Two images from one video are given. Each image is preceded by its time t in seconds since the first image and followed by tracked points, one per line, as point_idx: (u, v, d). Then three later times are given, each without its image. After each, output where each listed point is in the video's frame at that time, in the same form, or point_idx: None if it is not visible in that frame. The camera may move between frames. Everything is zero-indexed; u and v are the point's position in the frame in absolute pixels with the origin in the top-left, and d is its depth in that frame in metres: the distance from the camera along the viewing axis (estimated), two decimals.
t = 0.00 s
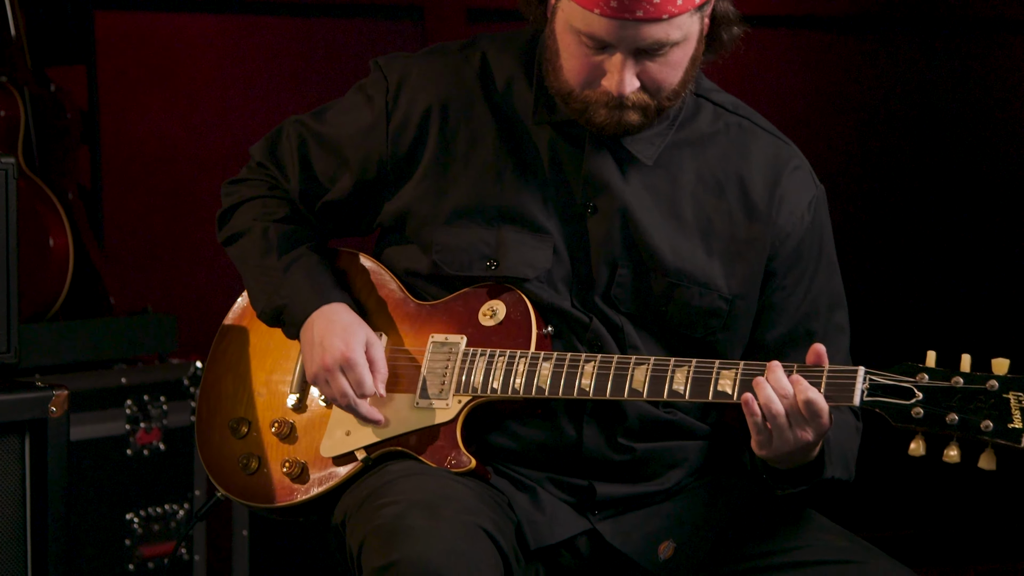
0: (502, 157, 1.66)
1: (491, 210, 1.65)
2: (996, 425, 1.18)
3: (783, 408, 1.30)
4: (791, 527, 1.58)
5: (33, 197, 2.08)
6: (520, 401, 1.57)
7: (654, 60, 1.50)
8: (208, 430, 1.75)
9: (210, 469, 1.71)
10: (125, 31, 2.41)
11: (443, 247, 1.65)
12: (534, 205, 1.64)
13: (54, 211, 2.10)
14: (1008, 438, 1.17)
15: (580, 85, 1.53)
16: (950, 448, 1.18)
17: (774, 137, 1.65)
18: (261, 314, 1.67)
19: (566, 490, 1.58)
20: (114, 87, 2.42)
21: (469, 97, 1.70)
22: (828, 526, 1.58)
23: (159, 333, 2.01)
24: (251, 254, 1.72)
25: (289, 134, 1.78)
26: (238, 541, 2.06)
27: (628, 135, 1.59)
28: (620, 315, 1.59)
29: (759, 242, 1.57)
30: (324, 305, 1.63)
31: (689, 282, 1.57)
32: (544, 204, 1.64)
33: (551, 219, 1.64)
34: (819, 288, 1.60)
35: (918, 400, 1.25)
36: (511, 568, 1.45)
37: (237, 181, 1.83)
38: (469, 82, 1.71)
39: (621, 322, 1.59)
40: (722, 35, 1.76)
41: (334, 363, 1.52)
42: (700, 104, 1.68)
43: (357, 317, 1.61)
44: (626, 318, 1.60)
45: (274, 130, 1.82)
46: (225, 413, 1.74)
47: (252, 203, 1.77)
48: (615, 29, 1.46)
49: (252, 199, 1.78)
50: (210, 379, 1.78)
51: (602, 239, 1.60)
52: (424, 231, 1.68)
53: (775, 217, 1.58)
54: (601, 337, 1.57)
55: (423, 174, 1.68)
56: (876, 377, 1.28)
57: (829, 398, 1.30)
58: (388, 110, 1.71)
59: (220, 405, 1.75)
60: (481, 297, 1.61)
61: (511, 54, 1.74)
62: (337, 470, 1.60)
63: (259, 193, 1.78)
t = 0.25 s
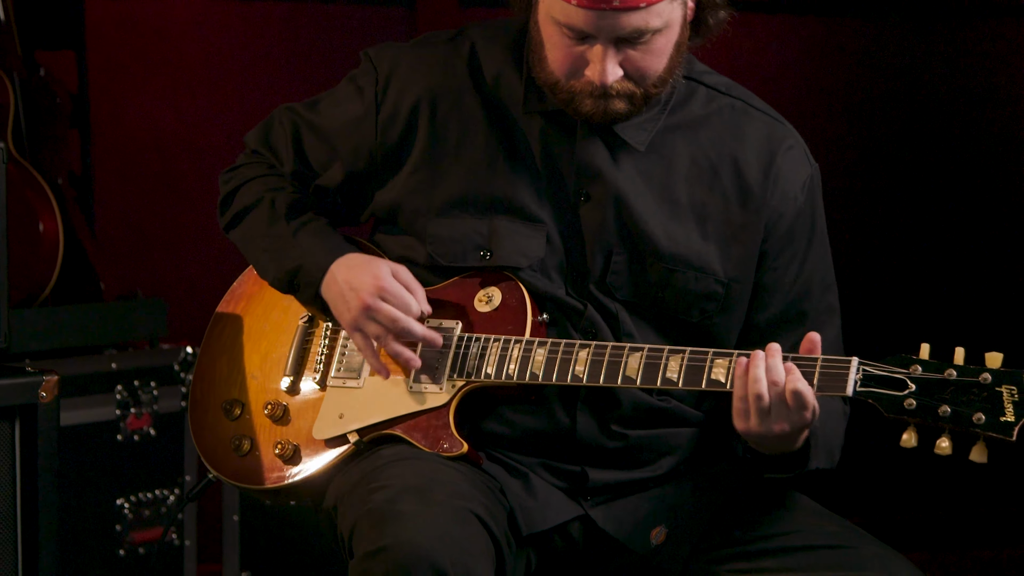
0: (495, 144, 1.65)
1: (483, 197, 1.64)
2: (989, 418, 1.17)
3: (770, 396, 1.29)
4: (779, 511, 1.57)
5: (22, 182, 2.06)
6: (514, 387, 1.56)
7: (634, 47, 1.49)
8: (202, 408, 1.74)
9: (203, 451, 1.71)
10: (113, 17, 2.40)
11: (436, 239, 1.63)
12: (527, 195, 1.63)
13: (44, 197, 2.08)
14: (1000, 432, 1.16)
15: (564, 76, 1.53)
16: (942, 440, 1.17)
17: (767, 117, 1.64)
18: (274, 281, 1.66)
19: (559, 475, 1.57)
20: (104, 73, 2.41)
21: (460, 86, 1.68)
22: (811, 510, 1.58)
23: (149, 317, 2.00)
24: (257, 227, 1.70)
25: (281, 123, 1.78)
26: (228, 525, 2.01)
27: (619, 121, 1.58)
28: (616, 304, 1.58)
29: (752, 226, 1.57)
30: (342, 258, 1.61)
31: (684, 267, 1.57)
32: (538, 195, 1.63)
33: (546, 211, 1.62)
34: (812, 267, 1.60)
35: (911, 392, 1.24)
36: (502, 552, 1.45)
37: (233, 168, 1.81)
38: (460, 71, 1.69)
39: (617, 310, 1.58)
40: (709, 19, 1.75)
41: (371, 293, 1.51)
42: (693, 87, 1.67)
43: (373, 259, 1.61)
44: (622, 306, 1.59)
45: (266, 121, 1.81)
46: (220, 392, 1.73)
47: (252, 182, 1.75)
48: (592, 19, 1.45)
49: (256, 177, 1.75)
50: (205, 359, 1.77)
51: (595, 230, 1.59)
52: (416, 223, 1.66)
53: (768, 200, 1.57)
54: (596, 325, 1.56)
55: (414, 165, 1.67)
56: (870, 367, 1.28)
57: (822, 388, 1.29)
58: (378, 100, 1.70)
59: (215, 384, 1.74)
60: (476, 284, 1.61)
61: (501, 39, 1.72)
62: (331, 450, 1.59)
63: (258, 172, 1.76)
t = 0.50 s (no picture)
0: (490, 129, 1.65)
1: (478, 182, 1.64)
2: (978, 395, 1.14)
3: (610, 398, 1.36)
4: (773, 496, 1.53)
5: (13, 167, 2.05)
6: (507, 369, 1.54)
7: (623, 33, 1.49)
8: (196, 397, 1.74)
9: (196, 433, 1.71)
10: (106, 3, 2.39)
11: (431, 220, 1.63)
12: (524, 180, 1.62)
13: (35, 182, 2.07)
14: (990, 410, 1.13)
15: (554, 61, 1.53)
16: (930, 421, 1.14)
17: (761, 107, 1.63)
18: (271, 284, 1.64)
19: (548, 459, 1.57)
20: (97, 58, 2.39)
21: (454, 70, 1.69)
22: (806, 494, 1.54)
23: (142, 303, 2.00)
24: (247, 221, 1.69)
25: (274, 98, 1.77)
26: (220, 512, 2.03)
27: (611, 108, 1.58)
28: (604, 287, 1.59)
29: (740, 216, 1.57)
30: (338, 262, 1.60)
31: (671, 256, 1.57)
32: (534, 181, 1.62)
33: (541, 195, 1.62)
34: (796, 257, 1.58)
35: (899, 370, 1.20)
36: (494, 538, 1.44)
37: (223, 147, 1.82)
38: (455, 54, 1.69)
39: (608, 295, 1.59)
40: (702, 7, 1.76)
41: (348, 325, 1.51)
42: (688, 76, 1.67)
43: (369, 270, 1.59)
44: (612, 292, 1.60)
45: (259, 99, 1.80)
46: (213, 379, 1.72)
47: (244, 169, 1.75)
48: (580, 3, 1.44)
49: (247, 163, 1.76)
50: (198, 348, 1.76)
51: (585, 212, 1.59)
52: (412, 205, 1.66)
53: (756, 191, 1.57)
54: (589, 309, 1.57)
55: (411, 147, 1.67)
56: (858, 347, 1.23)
57: (809, 371, 1.25)
58: (377, 82, 1.70)
59: (208, 371, 1.73)
60: (469, 267, 1.60)
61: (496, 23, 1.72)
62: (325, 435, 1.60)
63: (250, 158, 1.76)
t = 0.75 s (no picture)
0: (480, 117, 1.64)
1: (469, 169, 1.63)
2: (960, 355, 1.16)
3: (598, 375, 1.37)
4: (763, 482, 1.52)
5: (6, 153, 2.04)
6: (489, 352, 1.54)
7: (622, 24, 1.48)
8: (187, 394, 1.74)
9: (189, 431, 1.70)
10: None
11: (419, 207, 1.62)
12: (515, 171, 1.62)
13: (28, 168, 2.06)
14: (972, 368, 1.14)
15: (550, 48, 1.51)
16: (913, 380, 1.16)
17: (751, 97, 1.63)
18: (254, 281, 1.65)
19: (537, 446, 1.58)
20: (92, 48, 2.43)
21: (445, 57, 1.68)
22: (794, 478, 1.53)
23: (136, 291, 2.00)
24: (239, 216, 1.70)
25: (268, 88, 1.77)
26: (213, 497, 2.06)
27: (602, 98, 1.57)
28: (591, 275, 1.59)
29: (730, 206, 1.56)
30: (321, 267, 1.60)
31: (661, 244, 1.56)
32: (522, 170, 1.62)
33: (528, 181, 1.62)
34: (785, 247, 1.57)
35: (882, 333, 1.23)
36: (485, 528, 1.44)
37: (218, 138, 1.82)
38: (448, 43, 1.68)
39: (596, 282, 1.59)
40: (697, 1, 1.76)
41: (315, 325, 1.51)
42: (679, 65, 1.66)
43: (348, 279, 1.60)
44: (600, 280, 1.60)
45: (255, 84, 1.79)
46: (203, 375, 1.72)
47: (236, 163, 1.76)
48: None
49: (240, 158, 1.76)
50: (189, 345, 1.77)
51: (575, 199, 1.58)
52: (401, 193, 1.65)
53: (747, 181, 1.56)
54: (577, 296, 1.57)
55: (404, 132, 1.66)
56: (840, 312, 1.27)
57: (790, 338, 1.29)
58: (368, 67, 1.69)
59: (199, 368, 1.74)
60: (453, 251, 1.59)
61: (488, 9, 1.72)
62: (313, 427, 1.59)
63: (244, 151, 1.76)
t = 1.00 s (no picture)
0: (469, 106, 1.63)
1: (460, 159, 1.62)
2: (950, 338, 1.17)
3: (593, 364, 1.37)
4: (759, 469, 1.51)
5: None
6: (482, 341, 1.54)
7: (616, 14, 1.47)
8: (178, 383, 1.74)
9: (182, 420, 1.70)
10: None
11: (409, 196, 1.61)
12: (502, 157, 1.61)
13: (22, 156, 2.05)
14: (962, 352, 1.15)
15: (542, 39, 1.50)
16: (903, 364, 1.16)
17: (744, 83, 1.62)
18: (239, 265, 1.66)
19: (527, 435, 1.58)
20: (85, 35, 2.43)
21: (433, 46, 1.66)
22: (789, 466, 1.52)
23: (131, 279, 1.99)
24: (229, 202, 1.70)
25: (259, 70, 1.77)
26: (210, 486, 2.10)
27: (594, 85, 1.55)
28: (586, 265, 1.57)
29: (723, 193, 1.55)
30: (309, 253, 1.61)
31: (654, 233, 1.55)
32: (512, 158, 1.61)
33: (518, 169, 1.60)
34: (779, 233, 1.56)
35: (871, 317, 1.23)
36: (477, 517, 1.44)
37: (209, 118, 1.82)
38: (436, 32, 1.67)
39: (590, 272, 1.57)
40: None
41: (303, 306, 1.52)
42: (672, 52, 1.64)
43: (337, 265, 1.60)
44: (593, 268, 1.58)
45: (245, 66, 1.79)
46: (194, 364, 1.72)
47: (226, 144, 1.76)
48: None
49: (226, 138, 1.77)
50: (180, 333, 1.77)
51: (567, 189, 1.57)
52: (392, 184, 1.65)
53: (741, 168, 1.55)
54: (567, 283, 1.56)
55: (391, 122, 1.65)
56: (829, 296, 1.27)
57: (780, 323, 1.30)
58: (357, 56, 1.69)
59: (189, 356, 1.74)
60: (443, 240, 1.59)
61: None
62: (304, 416, 1.59)
63: (232, 134, 1.76)
